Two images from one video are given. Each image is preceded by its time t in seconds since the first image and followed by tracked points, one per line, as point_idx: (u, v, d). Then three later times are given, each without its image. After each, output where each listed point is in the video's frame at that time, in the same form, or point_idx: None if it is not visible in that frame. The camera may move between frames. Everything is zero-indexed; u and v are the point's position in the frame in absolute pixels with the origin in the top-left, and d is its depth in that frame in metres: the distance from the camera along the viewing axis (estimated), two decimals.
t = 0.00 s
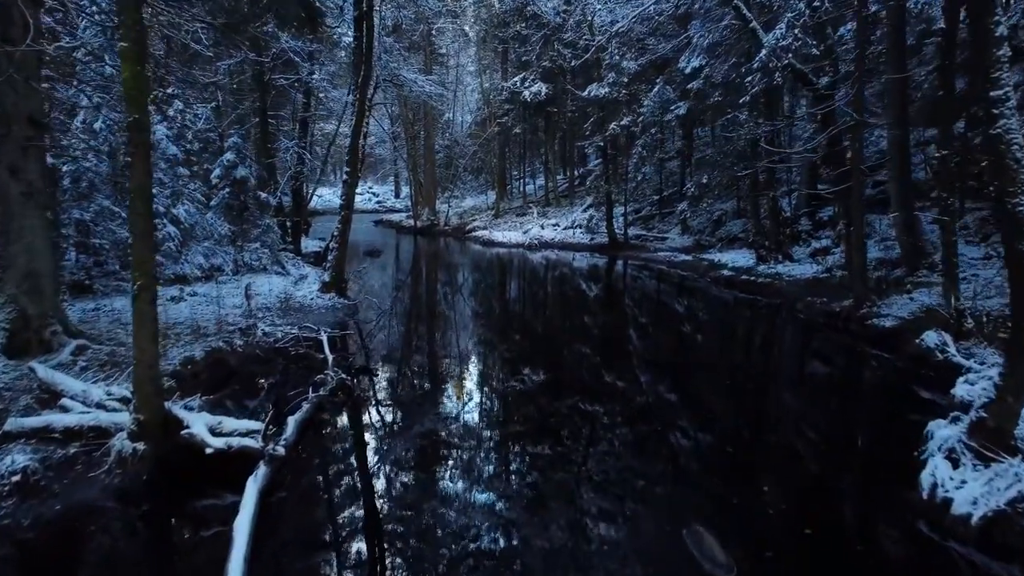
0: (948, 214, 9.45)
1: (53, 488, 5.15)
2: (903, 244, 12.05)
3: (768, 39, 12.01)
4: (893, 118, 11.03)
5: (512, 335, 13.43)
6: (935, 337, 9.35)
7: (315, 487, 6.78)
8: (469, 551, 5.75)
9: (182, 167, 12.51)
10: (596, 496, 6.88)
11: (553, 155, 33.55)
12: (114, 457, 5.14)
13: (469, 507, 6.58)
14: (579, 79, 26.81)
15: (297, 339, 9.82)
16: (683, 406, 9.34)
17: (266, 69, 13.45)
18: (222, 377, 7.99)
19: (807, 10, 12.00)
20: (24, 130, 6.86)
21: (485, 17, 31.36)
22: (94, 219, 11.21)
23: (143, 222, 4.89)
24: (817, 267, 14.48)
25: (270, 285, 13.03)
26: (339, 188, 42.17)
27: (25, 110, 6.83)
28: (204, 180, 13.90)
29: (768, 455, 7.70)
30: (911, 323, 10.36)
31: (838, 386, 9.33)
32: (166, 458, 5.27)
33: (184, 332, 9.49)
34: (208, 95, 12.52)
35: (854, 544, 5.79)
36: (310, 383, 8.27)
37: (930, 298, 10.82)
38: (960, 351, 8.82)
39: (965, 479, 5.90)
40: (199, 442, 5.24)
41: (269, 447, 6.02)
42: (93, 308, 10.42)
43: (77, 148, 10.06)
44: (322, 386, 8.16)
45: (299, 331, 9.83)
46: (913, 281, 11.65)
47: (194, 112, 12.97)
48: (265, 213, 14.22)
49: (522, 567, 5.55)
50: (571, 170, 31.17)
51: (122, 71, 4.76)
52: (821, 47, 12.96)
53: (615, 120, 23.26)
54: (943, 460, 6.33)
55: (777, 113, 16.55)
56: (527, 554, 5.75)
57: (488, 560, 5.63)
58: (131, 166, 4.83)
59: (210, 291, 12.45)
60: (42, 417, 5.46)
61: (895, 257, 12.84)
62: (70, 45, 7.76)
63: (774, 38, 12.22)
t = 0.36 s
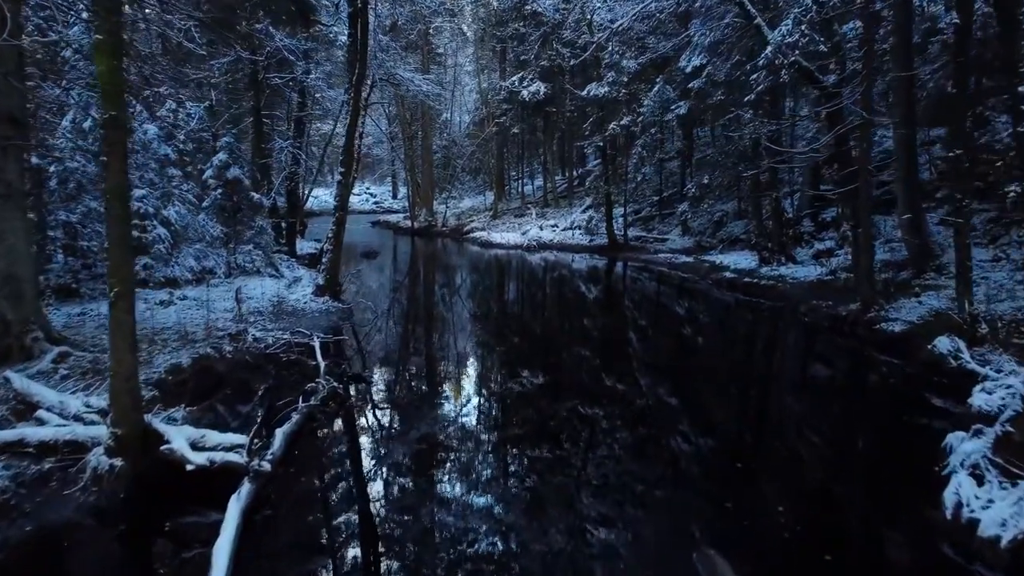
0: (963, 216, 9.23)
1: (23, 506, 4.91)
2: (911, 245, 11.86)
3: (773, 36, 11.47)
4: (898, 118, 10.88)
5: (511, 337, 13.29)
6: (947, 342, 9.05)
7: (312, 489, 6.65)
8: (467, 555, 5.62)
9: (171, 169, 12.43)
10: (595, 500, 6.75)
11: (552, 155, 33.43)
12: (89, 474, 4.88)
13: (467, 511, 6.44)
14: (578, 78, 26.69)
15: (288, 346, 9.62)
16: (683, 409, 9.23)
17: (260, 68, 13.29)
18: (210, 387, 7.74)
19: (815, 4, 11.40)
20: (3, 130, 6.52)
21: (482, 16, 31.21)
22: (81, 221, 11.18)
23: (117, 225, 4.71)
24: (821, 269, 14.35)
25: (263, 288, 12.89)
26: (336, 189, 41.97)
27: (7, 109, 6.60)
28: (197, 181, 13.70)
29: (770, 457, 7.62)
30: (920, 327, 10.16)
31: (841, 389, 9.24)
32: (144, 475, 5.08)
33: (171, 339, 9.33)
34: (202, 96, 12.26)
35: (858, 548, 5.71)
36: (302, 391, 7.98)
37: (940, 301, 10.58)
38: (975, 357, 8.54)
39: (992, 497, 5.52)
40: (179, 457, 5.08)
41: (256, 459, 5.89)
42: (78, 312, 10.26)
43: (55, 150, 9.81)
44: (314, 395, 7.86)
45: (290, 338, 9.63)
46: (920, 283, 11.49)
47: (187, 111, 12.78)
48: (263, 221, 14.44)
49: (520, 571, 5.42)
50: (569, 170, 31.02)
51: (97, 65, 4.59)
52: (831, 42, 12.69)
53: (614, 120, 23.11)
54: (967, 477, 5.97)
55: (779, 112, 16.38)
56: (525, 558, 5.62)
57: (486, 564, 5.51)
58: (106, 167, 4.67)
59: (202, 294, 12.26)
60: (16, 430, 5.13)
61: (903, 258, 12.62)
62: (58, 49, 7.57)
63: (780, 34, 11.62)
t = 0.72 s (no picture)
0: (977, 218, 9.08)
1: None
2: (918, 247, 11.72)
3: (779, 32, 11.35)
4: (903, 118, 10.76)
5: (509, 340, 13.14)
6: (960, 348, 8.92)
7: (307, 494, 6.51)
8: (464, 559, 5.50)
9: (163, 169, 12.22)
10: (596, 503, 6.63)
11: (550, 156, 33.30)
12: (62, 492, 4.75)
13: (465, 514, 6.33)
14: (576, 78, 26.62)
15: (279, 352, 9.33)
16: (684, 412, 9.12)
17: (254, 67, 13.12)
18: (197, 397, 7.62)
19: None
20: None
21: (480, 15, 31.19)
22: (68, 223, 11.16)
23: (90, 230, 4.59)
24: (824, 272, 14.22)
25: (255, 292, 12.73)
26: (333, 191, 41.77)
27: None
28: (189, 181, 13.52)
29: (773, 460, 7.54)
30: (929, 332, 10.04)
31: (845, 391, 9.16)
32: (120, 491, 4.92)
33: (157, 344, 9.17)
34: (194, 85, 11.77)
35: (864, 552, 5.63)
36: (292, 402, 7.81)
37: (949, 305, 10.46)
38: (989, 363, 8.42)
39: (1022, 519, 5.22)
40: (156, 474, 4.92)
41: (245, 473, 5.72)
42: (61, 318, 10.02)
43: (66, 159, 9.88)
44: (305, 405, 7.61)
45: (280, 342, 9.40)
46: (928, 286, 11.36)
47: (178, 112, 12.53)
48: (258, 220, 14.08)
49: None
50: (568, 171, 30.87)
51: (68, 61, 4.48)
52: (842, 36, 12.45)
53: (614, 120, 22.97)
54: (993, 495, 5.68)
55: (780, 112, 16.24)
56: (523, 563, 5.50)
57: (484, 569, 5.39)
58: (79, 168, 4.56)
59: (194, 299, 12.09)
60: None
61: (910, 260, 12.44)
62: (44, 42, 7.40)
63: (786, 31, 11.50)
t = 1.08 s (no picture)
0: (991, 218, 8.88)
1: None
2: (924, 248, 11.54)
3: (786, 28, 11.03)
4: (907, 116, 10.62)
5: (508, 342, 12.99)
6: (972, 354, 8.56)
7: (303, 498, 6.37)
8: (462, 564, 5.39)
9: (153, 169, 12.21)
10: (596, 507, 6.51)
11: (548, 156, 33.19)
12: (32, 513, 4.27)
13: (463, 518, 6.20)
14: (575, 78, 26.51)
15: (270, 357, 9.20)
16: (685, 415, 9.00)
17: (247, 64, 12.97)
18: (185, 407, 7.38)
19: None
20: None
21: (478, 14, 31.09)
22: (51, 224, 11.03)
23: (61, 233, 4.27)
24: (828, 274, 14.09)
25: (247, 295, 12.54)
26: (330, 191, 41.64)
27: None
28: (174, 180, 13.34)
29: (778, 463, 7.44)
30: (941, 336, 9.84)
31: (848, 394, 9.09)
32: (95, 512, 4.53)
33: (144, 351, 8.82)
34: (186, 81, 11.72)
35: (869, 556, 5.53)
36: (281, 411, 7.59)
37: (959, 309, 10.26)
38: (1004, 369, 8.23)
39: None
40: (132, 493, 4.54)
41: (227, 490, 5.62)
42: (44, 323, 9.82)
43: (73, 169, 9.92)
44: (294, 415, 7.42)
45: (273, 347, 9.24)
46: (935, 288, 11.19)
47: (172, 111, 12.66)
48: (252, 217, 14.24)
49: None
50: (567, 172, 30.71)
51: (38, 52, 4.21)
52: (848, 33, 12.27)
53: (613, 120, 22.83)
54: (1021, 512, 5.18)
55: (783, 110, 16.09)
56: (522, 568, 5.38)
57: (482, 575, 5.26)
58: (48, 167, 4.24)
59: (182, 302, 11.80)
60: None
61: (917, 262, 12.23)
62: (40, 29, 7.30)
63: (792, 27, 11.20)
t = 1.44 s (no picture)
0: (1006, 221, 8.61)
1: None
2: (931, 250, 11.36)
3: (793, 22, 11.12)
4: (911, 114, 10.50)
5: (506, 344, 12.87)
6: (987, 359, 8.46)
7: (300, 501, 6.26)
8: (460, 568, 5.29)
9: (144, 170, 12.18)
10: (596, 510, 6.39)
11: (547, 156, 33.04)
12: None
13: (462, 521, 6.09)
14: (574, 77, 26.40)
15: (260, 364, 9.00)
16: (685, 418, 8.88)
17: (242, 63, 12.86)
18: (166, 419, 7.21)
19: None
20: None
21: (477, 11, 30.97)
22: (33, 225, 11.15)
23: (28, 234, 4.07)
24: (832, 275, 13.93)
25: (239, 298, 12.37)
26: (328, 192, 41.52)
27: None
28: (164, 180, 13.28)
29: (782, 466, 7.34)
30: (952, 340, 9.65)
31: (853, 398, 8.97)
32: (70, 533, 4.38)
33: (128, 357, 8.51)
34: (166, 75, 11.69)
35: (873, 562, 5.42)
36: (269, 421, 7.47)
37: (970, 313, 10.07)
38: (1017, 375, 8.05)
39: None
40: (105, 513, 4.30)
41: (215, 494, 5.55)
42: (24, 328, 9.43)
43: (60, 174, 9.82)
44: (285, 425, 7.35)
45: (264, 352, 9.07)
46: (942, 290, 11.04)
47: (166, 110, 13.04)
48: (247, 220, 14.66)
49: None
50: (567, 172, 30.55)
51: None
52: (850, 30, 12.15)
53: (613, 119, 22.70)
54: None
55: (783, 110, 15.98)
56: (521, 573, 5.27)
57: None
58: (12, 164, 4.03)
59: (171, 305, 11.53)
60: None
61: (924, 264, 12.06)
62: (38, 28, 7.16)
63: (799, 21, 11.28)
